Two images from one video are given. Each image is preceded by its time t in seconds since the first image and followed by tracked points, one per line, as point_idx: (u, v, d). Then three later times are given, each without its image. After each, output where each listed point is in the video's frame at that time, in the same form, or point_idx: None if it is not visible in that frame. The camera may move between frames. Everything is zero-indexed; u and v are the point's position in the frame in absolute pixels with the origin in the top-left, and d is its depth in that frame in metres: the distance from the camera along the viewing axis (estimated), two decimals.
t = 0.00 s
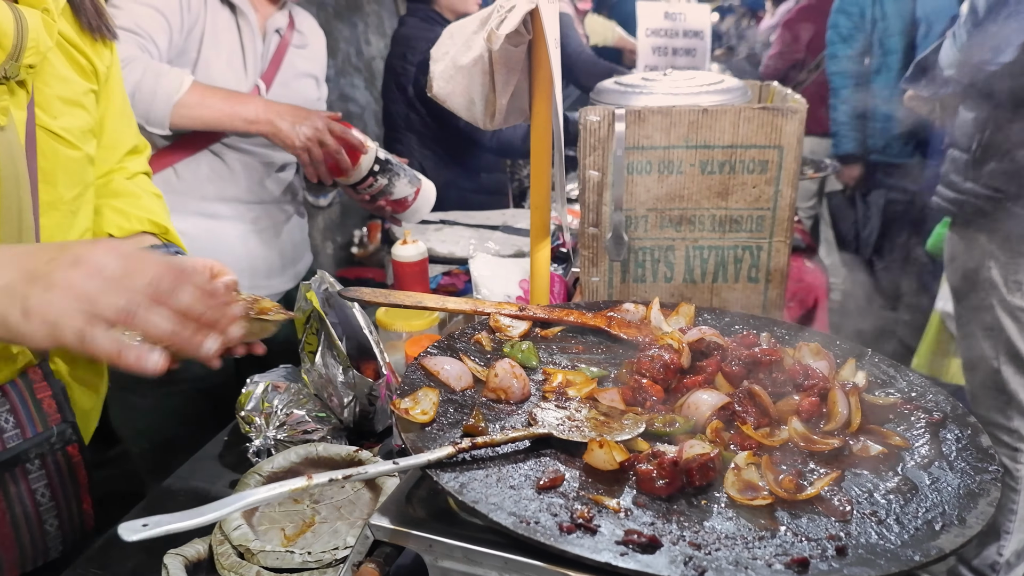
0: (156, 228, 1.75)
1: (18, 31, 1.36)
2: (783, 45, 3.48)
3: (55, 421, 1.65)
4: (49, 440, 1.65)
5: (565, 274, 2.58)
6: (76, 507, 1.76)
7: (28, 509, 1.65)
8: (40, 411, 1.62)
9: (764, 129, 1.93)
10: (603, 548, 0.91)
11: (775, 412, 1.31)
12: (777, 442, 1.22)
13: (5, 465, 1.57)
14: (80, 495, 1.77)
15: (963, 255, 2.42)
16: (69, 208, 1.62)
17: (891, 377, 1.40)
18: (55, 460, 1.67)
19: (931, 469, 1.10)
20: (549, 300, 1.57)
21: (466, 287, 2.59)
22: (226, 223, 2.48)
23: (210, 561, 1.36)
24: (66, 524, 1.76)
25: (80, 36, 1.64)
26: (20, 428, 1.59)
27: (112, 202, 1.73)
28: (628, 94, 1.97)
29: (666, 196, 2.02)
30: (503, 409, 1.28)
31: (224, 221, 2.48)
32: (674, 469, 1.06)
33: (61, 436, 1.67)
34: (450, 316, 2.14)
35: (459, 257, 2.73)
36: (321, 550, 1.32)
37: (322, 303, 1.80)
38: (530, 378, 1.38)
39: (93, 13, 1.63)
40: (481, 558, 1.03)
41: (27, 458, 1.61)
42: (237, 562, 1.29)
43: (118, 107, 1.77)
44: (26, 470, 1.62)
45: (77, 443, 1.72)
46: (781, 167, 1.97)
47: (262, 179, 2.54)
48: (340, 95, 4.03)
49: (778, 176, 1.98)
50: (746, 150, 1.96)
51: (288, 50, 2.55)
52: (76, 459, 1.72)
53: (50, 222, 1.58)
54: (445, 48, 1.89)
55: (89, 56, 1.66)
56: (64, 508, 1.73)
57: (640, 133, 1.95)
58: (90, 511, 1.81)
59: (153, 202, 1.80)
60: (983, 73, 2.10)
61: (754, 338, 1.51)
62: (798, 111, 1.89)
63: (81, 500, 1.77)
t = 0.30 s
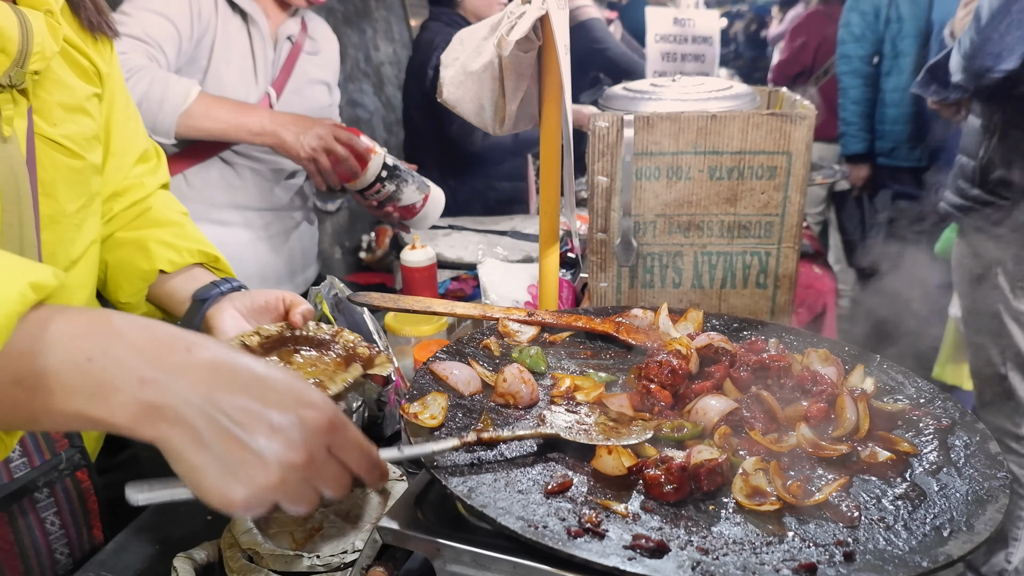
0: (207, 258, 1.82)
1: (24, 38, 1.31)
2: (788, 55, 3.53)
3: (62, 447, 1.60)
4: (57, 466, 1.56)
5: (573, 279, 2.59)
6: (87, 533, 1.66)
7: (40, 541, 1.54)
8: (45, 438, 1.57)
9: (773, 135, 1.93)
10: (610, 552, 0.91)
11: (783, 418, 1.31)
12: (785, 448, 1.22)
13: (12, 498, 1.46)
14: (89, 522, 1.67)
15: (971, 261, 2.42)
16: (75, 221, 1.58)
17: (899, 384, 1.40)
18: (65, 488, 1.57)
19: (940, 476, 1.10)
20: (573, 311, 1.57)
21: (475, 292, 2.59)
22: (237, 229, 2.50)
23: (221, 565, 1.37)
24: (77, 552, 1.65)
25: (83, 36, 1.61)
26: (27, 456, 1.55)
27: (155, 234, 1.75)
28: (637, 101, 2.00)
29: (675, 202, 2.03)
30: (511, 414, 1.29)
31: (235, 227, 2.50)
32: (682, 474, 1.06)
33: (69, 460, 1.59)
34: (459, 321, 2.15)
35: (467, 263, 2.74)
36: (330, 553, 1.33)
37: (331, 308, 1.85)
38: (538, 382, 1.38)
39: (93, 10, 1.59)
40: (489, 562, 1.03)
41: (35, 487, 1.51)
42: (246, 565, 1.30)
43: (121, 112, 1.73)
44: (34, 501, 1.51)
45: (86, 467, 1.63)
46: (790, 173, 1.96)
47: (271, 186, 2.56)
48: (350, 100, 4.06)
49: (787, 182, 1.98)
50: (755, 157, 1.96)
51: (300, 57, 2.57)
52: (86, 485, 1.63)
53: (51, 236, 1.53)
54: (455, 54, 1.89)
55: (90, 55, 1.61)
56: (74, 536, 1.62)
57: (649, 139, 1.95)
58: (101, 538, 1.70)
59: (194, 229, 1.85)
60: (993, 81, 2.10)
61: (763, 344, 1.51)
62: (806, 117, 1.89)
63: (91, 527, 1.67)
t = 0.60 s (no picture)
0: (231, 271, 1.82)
1: (52, 43, 1.37)
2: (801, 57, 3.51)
3: (77, 454, 1.52)
4: (72, 474, 1.49)
5: (581, 280, 2.59)
6: (95, 540, 1.57)
7: (50, 547, 1.47)
8: (61, 444, 1.49)
9: (780, 135, 1.92)
10: (606, 548, 0.91)
11: (786, 418, 1.31)
12: (787, 447, 1.22)
13: (24, 507, 1.39)
14: (97, 526, 1.58)
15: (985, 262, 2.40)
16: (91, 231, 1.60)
17: (904, 385, 1.38)
18: (77, 494, 1.50)
19: (943, 476, 1.09)
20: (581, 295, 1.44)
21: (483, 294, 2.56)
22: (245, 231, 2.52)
23: (225, 561, 1.37)
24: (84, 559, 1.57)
25: (102, 43, 1.65)
26: (43, 464, 1.44)
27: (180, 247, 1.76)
28: (643, 102, 1.99)
29: (681, 203, 2.03)
30: (512, 412, 1.29)
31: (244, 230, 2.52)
32: (681, 472, 1.06)
33: (82, 467, 1.52)
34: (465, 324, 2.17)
35: (475, 264, 2.74)
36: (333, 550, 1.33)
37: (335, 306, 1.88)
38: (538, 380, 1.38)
39: (112, 16, 1.63)
40: (489, 559, 1.03)
41: (49, 496, 1.44)
42: (250, 561, 1.31)
43: (139, 116, 1.77)
44: (48, 508, 1.45)
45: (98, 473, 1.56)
46: (797, 173, 1.96)
47: (279, 189, 2.58)
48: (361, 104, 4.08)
49: (794, 182, 1.97)
50: (762, 157, 1.96)
51: (310, 62, 2.58)
52: (97, 492, 1.56)
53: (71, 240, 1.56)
54: (460, 55, 1.91)
55: (109, 62, 1.66)
56: (83, 543, 1.54)
57: (655, 140, 1.96)
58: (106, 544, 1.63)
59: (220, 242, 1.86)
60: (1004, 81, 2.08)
61: (767, 344, 1.51)
62: (814, 117, 1.88)
63: (99, 532, 1.59)
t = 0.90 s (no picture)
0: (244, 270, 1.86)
1: (87, 37, 1.38)
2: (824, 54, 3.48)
3: (99, 433, 1.54)
4: (93, 452, 1.52)
5: (589, 278, 2.59)
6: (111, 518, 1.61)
7: (71, 523, 1.50)
8: (84, 423, 1.50)
9: (791, 133, 1.92)
10: (585, 538, 0.92)
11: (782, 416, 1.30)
12: (780, 445, 1.21)
13: (47, 484, 1.41)
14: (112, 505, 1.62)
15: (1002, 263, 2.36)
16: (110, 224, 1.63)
17: (902, 383, 1.37)
18: (96, 473, 1.54)
19: (932, 475, 1.08)
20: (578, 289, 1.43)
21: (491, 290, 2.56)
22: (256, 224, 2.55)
23: (223, 547, 1.40)
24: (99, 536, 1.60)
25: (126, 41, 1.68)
26: (68, 441, 1.46)
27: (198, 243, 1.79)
28: (653, 99, 1.97)
29: (690, 201, 2.02)
30: (504, 404, 1.30)
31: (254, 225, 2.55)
32: (666, 466, 1.08)
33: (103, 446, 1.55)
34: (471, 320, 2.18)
35: (485, 261, 2.75)
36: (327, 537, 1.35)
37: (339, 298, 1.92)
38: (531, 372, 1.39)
39: (131, 12, 1.64)
40: (473, 547, 1.04)
41: (72, 472, 1.47)
42: (246, 546, 1.33)
43: (157, 111, 1.80)
44: (70, 485, 1.48)
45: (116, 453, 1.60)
46: (807, 171, 1.95)
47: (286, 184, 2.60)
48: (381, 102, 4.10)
49: (805, 180, 1.96)
50: (771, 155, 1.95)
51: (322, 60, 2.60)
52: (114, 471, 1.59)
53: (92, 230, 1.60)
54: (465, 51, 1.91)
55: (133, 59, 1.69)
56: (100, 519, 1.58)
57: (663, 137, 1.95)
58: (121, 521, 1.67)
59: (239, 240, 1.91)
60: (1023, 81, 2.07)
61: (767, 342, 1.50)
62: (825, 115, 1.87)
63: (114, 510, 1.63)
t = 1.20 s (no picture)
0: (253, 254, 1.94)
1: (98, 23, 1.38)
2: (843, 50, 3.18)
3: (100, 411, 1.56)
4: (95, 430, 1.55)
5: (593, 271, 2.59)
6: (113, 495, 1.65)
7: (73, 498, 1.53)
8: (86, 401, 1.53)
9: (795, 126, 1.91)
10: (560, 520, 0.93)
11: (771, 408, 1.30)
12: (769, 436, 1.20)
13: (48, 459, 1.44)
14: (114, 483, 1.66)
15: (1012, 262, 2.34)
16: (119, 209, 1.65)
17: (893, 375, 1.36)
18: (98, 449, 1.57)
19: (915, 465, 1.08)
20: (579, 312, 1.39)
21: (496, 283, 2.56)
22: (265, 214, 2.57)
23: (216, 527, 1.42)
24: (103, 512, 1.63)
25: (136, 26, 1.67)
26: (71, 418, 1.49)
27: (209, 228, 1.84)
28: (659, 91, 1.97)
29: (693, 194, 2.02)
30: (492, 390, 1.31)
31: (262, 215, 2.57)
32: (648, 451, 1.08)
33: (104, 424, 1.58)
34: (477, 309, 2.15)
35: (490, 252, 2.76)
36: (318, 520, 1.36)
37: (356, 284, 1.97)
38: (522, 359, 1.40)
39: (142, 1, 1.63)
40: (455, 530, 1.06)
41: (74, 448, 1.50)
42: (237, 528, 1.35)
43: (166, 94, 1.80)
44: (71, 459, 1.51)
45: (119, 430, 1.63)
46: (811, 165, 1.94)
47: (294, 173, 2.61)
48: (396, 94, 4.12)
49: (808, 174, 1.95)
50: (775, 148, 1.94)
51: (328, 51, 2.64)
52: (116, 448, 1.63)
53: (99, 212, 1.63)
54: (469, 40, 1.92)
55: (145, 45, 1.69)
56: (103, 495, 1.61)
57: (667, 130, 1.95)
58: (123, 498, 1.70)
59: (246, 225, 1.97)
60: None
61: (760, 333, 1.49)
62: (829, 108, 1.86)
63: (116, 488, 1.66)
